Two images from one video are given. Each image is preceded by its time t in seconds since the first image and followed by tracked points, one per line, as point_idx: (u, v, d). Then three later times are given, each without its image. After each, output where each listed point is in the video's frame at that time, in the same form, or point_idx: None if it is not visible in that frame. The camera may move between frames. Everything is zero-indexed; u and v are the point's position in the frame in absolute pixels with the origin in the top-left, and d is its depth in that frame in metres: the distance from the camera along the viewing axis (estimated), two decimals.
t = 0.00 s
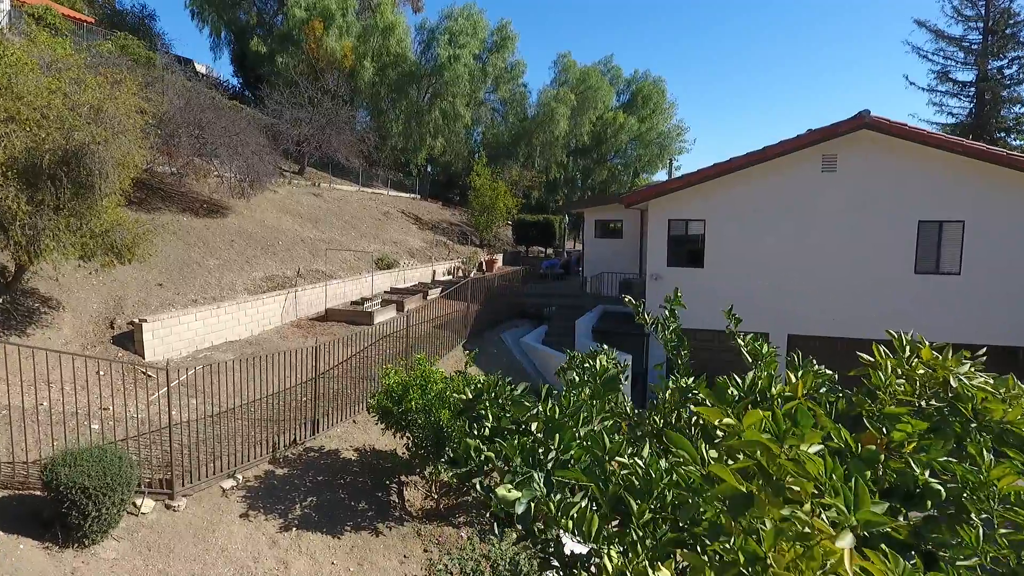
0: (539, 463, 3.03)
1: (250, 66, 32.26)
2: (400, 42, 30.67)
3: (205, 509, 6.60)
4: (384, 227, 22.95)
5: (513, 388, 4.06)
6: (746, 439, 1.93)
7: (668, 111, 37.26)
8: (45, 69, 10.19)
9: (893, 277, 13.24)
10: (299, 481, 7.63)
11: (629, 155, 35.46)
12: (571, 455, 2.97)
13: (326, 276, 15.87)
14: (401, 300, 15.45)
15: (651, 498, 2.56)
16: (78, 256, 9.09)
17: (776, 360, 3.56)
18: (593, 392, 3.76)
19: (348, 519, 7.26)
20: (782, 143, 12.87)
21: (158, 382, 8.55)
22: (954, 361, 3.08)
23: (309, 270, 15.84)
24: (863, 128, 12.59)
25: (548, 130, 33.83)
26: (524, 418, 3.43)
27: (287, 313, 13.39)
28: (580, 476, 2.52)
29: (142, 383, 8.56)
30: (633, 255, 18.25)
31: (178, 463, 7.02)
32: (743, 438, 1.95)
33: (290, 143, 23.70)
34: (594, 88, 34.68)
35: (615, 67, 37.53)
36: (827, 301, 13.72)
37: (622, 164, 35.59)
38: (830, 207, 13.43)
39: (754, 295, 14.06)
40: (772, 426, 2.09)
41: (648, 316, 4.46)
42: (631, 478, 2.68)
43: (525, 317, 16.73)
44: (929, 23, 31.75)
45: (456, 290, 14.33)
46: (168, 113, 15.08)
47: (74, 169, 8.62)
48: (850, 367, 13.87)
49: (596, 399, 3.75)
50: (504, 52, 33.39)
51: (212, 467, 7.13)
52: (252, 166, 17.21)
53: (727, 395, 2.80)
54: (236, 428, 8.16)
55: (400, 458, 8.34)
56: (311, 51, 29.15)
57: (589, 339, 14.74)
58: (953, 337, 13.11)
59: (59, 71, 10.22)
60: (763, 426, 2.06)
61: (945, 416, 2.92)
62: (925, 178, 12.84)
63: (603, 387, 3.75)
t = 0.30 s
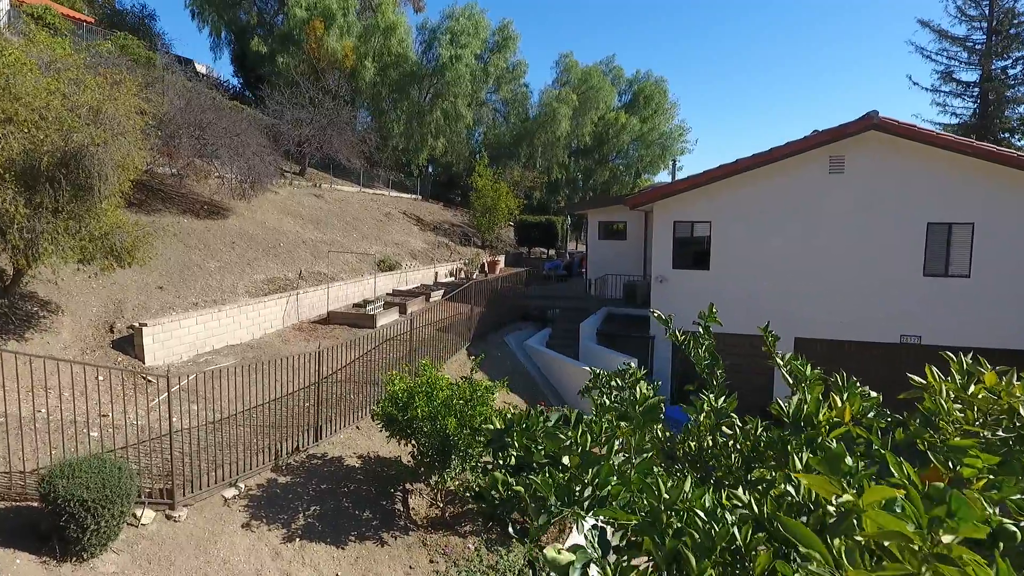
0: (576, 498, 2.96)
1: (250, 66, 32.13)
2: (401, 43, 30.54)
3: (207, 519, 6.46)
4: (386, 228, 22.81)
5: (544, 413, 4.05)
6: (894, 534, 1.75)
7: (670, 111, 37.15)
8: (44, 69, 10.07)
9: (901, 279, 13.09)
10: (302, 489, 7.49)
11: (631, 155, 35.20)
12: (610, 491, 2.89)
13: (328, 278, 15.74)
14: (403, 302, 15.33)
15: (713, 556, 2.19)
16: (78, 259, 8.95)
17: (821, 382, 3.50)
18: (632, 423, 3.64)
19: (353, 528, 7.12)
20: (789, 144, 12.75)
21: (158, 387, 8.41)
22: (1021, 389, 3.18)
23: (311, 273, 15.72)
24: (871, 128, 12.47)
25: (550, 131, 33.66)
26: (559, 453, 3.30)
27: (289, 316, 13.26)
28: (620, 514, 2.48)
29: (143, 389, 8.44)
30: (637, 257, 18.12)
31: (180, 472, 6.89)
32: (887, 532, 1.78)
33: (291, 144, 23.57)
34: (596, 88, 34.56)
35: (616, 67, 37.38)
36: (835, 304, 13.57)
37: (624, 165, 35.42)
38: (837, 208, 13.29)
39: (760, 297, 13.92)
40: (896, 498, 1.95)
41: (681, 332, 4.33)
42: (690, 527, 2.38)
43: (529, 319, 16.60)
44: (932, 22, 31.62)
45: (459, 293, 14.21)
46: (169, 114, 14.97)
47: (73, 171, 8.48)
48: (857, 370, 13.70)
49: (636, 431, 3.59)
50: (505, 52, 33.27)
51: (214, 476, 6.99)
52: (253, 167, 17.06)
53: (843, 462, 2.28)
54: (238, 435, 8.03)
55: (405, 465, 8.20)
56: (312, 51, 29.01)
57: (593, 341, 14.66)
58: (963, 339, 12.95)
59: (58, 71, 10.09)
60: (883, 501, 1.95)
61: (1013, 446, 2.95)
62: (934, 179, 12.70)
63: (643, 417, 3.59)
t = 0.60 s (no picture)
0: (618, 540, 2.45)
1: (251, 66, 32.03)
2: (402, 43, 30.44)
3: (209, 529, 6.34)
4: (387, 229, 22.66)
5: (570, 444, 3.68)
6: None
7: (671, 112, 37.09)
8: (44, 70, 9.96)
9: (908, 281, 12.97)
10: (306, 497, 7.37)
11: (632, 156, 35.12)
12: (652, 530, 2.35)
13: (329, 280, 15.62)
14: (406, 305, 15.20)
15: None
16: (78, 262, 8.81)
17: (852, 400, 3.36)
18: (671, 453, 3.23)
19: (358, 537, 6.99)
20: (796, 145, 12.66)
21: (159, 393, 8.30)
22: None
23: (312, 275, 15.61)
24: (879, 129, 12.37)
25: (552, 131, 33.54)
26: (594, 485, 2.85)
27: (290, 319, 13.14)
28: (667, 557, 2.10)
29: (144, 394, 8.32)
30: (640, 259, 18.01)
31: (182, 480, 6.77)
32: None
33: (292, 145, 23.45)
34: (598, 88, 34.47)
35: (618, 67, 37.26)
36: (841, 307, 13.45)
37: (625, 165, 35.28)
38: (844, 210, 13.17)
39: (766, 300, 13.82)
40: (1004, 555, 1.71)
41: (714, 352, 4.23)
42: None
43: (532, 322, 16.47)
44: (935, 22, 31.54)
45: (463, 295, 14.08)
46: (170, 115, 14.86)
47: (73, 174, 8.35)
48: (864, 373, 13.58)
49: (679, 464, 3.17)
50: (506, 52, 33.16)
51: (216, 484, 6.87)
52: (254, 168, 16.93)
53: (996, 553, 1.64)
54: (241, 441, 7.91)
55: (409, 473, 8.08)
56: (313, 52, 28.92)
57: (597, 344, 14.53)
58: (971, 342, 12.82)
59: (58, 73, 9.98)
60: None
61: None
62: (943, 180, 12.57)
63: (688, 449, 3.17)
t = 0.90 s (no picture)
0: None
1: (253, 66, 31.93)
2: (404, 43, 30.34)
3: (216, 537, 6.26)
4: (389, 230, 22.57)
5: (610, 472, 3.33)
6: None
7: (673, 112, 37.04)
8: (46, 71, 9.87)
9: (917, 283, 12.87)
10: (313, 503, 7.27)
11: (634, 156, 35.05)
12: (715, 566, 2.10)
13: (332, 282, 15.53)
14: (410, 306, 15.10)
15: None
16: (81, 265, 8.72)
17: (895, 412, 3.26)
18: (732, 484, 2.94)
19: (366, 545, 6.90)
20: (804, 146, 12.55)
21: (162, 397, 8.19)
22: None
23: (315, 276, 15.51)
24: (888, 130, 12.26)
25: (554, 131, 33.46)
26: (648, 518, 2.55)
27: (294, 321, 13.04)
28: None
29: (147, 399, 8.22)
30: (645, 261, 17.95)
31: (188, 487, 6.68)
32: None
33: (294, 145, 23.35)
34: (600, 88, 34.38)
35: (620, 67, 37.17)
36: (849, 309, 13.33)
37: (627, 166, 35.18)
38: (852, 212, 13.06)
39: (773, 302, 13.70)
40: None
41: (757, 366, 4.09)
42: None
43: (536, 324, 16.36)
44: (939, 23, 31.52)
45: (467, 297, 13.95)
46: (173, 115, 14.79)
47: (76, 176, 8.27)
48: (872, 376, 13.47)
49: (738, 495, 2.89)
50: (509, 52, 33.07)
51: (222, 491, 6.78)
52: (257, 169, 16.82)
53: None
54: (247, 446, 7.82)
55: (416, 478, 7.99)
56: (314, 51, 28.84)
57: (603, 346, 14.40)
58: (980, 344, 12.73)
59: (61, 73, 9.90)
60: None
61: None
62: (952, 182, 12.48)
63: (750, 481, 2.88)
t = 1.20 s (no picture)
0: None
1: (255, 66, 31.86)
2: (408, 43, 30.26)
3: (229, 544, 6.19)
4: (394, 231, 22.50)
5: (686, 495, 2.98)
6: None
7: (677, 112, 36.98)
8: (52, 71, 9.78)
9: (927, 285, 12.80)
10: (325, 509, 7.19)
11: (637, 156, 35.00)
12: None
13: (338, 283, 15.44)
14: (416, 308, 15.01)
15: None
16: (89, 268, 8.63)
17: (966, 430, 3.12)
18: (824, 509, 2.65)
19: (380, 552, 6.82)
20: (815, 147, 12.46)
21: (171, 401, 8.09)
22: None
23: (321, 278, 15.42)
24: (899, 131, 12.18)
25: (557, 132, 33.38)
26: (741, 554, 2.34)
27: (301, 323, 12.95)
28: None
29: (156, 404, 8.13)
30: (652, 262, 17.87)
31: (200, 494, 6.60)
32: None
33: (298, 145, 23.27)
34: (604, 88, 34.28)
35: (623, 67, 37.11)
36: (859, 311, 13.26)
37: (629, 166, 35.11)
38: (863, 213, 12.98)
39: (783, 304, 13.62)
40: None
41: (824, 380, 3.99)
42: None
43: (543, 325, 16.29)
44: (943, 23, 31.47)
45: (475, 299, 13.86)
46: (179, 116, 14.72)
47: (84, 177, 8.17)
48: (882, 378, 13.40)
49: (827, 520, 2.62)
50: (512, 52, 32.98)
51: (235, 497, 6.70)
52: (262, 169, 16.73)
53: None
54: (258, 451, 7.73)
55: (429, 483, 7.92)
56: (317, 52, 28.77)
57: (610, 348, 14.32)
58: (991, 346, 12.66)
59: (67, 74, 9.81)
60: None
61: None
62: (963, 182, 12.40)
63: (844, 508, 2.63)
